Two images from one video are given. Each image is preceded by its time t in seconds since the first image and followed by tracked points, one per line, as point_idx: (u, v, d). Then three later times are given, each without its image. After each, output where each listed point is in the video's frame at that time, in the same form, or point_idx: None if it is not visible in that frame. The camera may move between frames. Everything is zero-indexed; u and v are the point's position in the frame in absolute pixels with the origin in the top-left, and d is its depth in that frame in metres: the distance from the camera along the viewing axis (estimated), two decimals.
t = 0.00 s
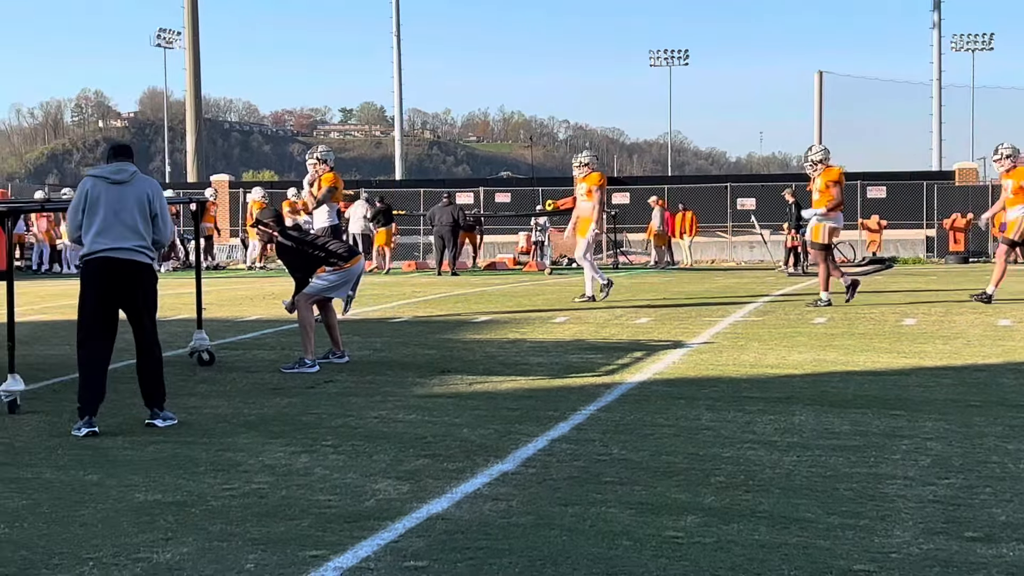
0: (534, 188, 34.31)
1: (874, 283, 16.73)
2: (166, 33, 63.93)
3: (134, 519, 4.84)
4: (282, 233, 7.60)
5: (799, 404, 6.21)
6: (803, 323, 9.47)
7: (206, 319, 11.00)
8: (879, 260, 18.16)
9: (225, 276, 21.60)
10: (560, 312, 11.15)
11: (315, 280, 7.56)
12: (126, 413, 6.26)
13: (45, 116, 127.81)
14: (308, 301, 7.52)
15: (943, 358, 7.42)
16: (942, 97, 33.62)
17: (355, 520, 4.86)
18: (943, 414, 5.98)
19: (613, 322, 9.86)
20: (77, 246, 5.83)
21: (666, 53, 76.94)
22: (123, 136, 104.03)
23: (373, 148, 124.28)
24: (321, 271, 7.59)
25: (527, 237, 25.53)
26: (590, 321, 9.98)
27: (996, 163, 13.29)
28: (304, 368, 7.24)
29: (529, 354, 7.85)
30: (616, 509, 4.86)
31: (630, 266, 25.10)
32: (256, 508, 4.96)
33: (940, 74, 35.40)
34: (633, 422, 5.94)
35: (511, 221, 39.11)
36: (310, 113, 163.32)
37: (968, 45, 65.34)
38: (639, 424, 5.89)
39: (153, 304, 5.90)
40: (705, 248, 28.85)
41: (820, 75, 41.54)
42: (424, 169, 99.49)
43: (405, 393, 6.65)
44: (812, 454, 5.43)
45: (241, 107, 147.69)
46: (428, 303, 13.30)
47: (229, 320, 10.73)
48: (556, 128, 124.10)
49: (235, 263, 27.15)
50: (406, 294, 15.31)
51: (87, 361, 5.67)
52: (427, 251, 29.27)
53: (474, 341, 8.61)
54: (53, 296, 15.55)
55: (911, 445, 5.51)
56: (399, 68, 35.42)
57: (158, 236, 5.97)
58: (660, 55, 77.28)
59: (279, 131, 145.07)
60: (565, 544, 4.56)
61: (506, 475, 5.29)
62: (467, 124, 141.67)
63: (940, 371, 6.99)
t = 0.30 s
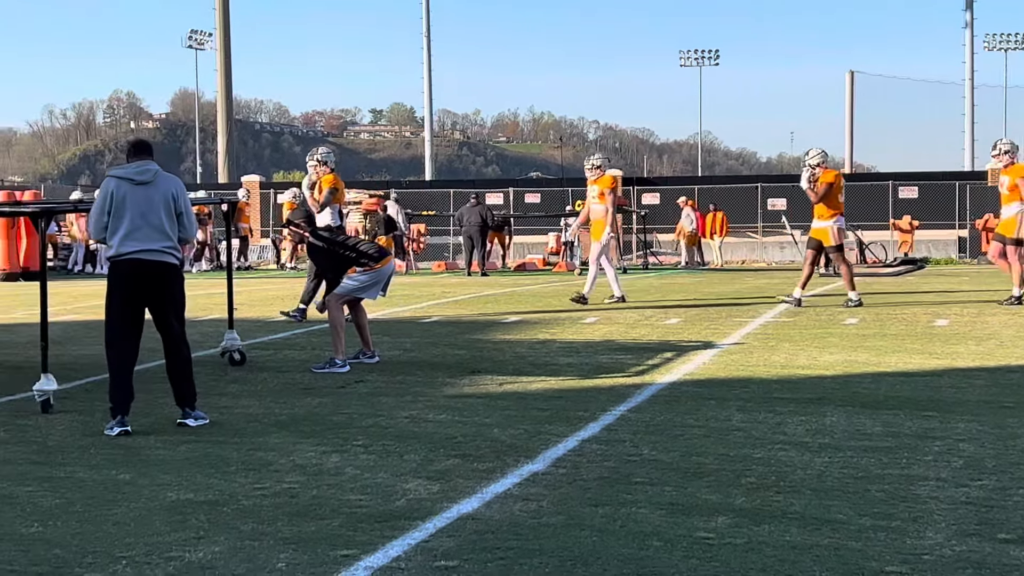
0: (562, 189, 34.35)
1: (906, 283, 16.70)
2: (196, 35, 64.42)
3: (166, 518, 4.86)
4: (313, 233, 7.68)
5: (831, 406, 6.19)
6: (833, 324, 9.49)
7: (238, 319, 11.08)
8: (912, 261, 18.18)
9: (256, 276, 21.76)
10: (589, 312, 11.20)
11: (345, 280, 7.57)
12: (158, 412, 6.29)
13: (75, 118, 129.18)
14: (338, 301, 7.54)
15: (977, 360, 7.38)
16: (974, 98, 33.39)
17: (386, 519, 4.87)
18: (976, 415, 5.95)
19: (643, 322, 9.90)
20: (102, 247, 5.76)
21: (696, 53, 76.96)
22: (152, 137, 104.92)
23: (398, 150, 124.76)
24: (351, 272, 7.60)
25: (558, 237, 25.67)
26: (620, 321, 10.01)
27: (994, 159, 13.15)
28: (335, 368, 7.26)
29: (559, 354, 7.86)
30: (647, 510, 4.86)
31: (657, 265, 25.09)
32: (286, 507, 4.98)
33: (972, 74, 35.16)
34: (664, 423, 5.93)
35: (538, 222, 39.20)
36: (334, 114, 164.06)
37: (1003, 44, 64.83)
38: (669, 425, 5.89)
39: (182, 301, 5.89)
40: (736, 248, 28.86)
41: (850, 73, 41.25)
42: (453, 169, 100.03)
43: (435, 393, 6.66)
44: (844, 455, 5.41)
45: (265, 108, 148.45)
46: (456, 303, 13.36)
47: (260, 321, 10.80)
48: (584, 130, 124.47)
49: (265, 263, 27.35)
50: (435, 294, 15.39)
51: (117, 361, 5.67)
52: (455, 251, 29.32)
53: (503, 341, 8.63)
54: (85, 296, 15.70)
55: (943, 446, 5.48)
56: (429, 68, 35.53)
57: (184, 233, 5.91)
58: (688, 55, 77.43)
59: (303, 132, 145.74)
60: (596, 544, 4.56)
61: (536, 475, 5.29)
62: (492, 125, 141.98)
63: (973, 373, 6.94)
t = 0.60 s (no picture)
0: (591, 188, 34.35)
1: (940, 284, 16.61)
2: (228, 35, 65.48)
3: (200, 517, 4.88)
4: (345, 234, 7.71)
5: (864, 407, 6.17)
6: (866, 324, 9.48)
7: (269, 319, 11.13)
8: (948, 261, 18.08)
9: (285, 276, 21.85)
10: (620, 312, 11.19)
11: (378, 281, 7.55)
12: (191, 411, 6.33)
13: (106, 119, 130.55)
14: (370, 301, 7.52)
15: (1012, 361, 7.32)
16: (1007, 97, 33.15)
17: (418, 519, 4.88)
18: (1010, 416, 5.91)
19: (674, 322, 9.90)
20: (135, 248, 5.79)
21: (728, 53, 76.75)
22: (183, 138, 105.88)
23: (425, 150, 125.14)
24: (384, 272, 7.58)
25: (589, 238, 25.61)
26: (651, 321, 10.00)
27: (993, 163, 13.25)
28: (366, 367, 7.28)
29: (590, 354, 7.85)
30: (678, 511, 4.84)
31: (689, 265, 25.03)
32: (319, 506, 4.99)
33: (1005, 73, 34.89)
34: (695, 423, 5.92)
35: (569, 222, 39.25)
36: (362, 115, 164.64)
37: None
38: (701, 425, 5.89)
39: (215, 299, 5.90)
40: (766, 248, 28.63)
41: (886, 71, 41.16)
42: (484, 169, 100.48)
43: (466, 393, 6.67)
44: (878, 456, 5.39)
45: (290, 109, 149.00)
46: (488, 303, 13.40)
47: (292, 321, 10.85)
48: (615, 130, 124.36)
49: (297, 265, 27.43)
50: (467, 294, 15.45)
51: (151, 360, 5.69)
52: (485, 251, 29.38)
53: (535, 341, 8.64)
54: (121, 295, 15.89)
55: (978, 447, 5.45)
56: (460, 69, 35.62)
57: (217, 233, 5.94)
58: (718, 55, 77.34)
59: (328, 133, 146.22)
60: (627, 545, 4.55)
61: (568, 475, 5.29)
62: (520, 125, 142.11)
63: (1008, 374, 6.89)
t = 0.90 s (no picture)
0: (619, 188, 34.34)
1: (974, 284, 16.48)
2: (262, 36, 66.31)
3: (233, 515, 4.90)
4: (378, 233, 7.71)
5: (899, 408, 6.14)
6: (901, 324, 9.44)
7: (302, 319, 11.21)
8: (981, 262, 17.96)
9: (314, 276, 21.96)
10: (652, 312, 11.15)
11: (409, 280, 7.63)
12: (225, 410, 6.37)
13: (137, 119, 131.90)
14: (401, 300, 7.64)
15: None
16: None
17: (450, 518, 4.88)
18: None
19: (706, 322, 9.88)
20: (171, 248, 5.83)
21: (760, 52, 76.30)
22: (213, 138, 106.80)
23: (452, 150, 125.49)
24: (415, 271, 7.64)
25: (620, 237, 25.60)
26: (683, 321, 9.98)
27: (993, 159, 13.11)
28: (398, 367, 7.31)
29: (623, 354, 7.85)
30: (712, 511, 4.83)
31: (720, 266, 24.91)
32: (352, 505, 5.01)
33: None
34: (728, 424, 5.91)
35: (598, 222, 39.27)
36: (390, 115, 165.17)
37: None
38: (734, 425, 5.88)
39: (249, 296, 5.92)
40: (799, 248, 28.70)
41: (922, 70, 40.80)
42: (515, 169, 100.90)
43: (498, 393, 6.68)
44: (912, 457, 5.36)
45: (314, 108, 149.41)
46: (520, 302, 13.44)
47: (324, 321, 10.91)
48: (645, 130, 124.24)
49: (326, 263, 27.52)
50: (499, 293, 15.52)
51: (185, 359, 5.72)
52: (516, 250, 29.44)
53: (567, 340, 8.64)
54: (157, 294, 16.08)
55: (1014, 449, 5.41)
56: (491, 69, 35.69)
57: (251, 230, 5.99)
58: (751, 54, 76.93)
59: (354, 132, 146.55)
60: (661, 545, 4.54)
61: (600, 475, 5.29)
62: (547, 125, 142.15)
63: None
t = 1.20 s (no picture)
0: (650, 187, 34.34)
1: (1009, 284, 16.35)
2: (295, 36, 67.09)
3: (267, 513, 4.91)
4: (411, 231, 7.73)
5: (933, 408, 6.12)
6: (935, 324, 9.41)
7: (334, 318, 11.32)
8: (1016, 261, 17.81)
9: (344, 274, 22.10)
10: (684, 313, 11.07)
11: (443, 278, 7.77)
12: (258, 408, 6.43)
13: (167, 119, 133.46)
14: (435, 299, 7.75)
15: None
16: None
17: (484, 517, 4.88)
18: None
19: (739, 321, 9.88)
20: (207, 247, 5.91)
21: (791, 51, 76.01)
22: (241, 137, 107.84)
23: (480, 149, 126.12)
24: (448, 269, 7.79)
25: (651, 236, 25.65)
26: (716, 321, 9.99)
27: (995, 161, 12.99)
28: (431, 366, 7.37)
29: (655, 354, 7.87)
30: (745, 512, 4.81)
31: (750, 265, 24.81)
32: (385, 504, 5.01)
33: None
34: (761, 423, 5.91)
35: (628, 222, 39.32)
36: (418, 114, 165.97)
37: None
38: (767, 425, 5.88)
39: (283, 295, 5.97)
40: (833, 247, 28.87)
41: (958, 68, 40.49)
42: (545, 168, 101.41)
43: (531, 392, 6.71)
44: (947, 458, 5.34)
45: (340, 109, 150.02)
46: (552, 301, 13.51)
47: (356, 321, 11.00)
48: (677, 128, 124.01)
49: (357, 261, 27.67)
50: (532, 292, 15.57)
51: (219, 359, 5.77)
52: (546, 249, 29.52)
53: (601, 340, 8.67)
54: (193, 293, 16.27)
55: None
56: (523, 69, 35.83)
57: (285, 229, 6.06)
58: (784, 53, 76.67)
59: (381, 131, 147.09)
60: (694, 545, 4.52)
61: (633, 475, 5.28)
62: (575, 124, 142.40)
63: None
